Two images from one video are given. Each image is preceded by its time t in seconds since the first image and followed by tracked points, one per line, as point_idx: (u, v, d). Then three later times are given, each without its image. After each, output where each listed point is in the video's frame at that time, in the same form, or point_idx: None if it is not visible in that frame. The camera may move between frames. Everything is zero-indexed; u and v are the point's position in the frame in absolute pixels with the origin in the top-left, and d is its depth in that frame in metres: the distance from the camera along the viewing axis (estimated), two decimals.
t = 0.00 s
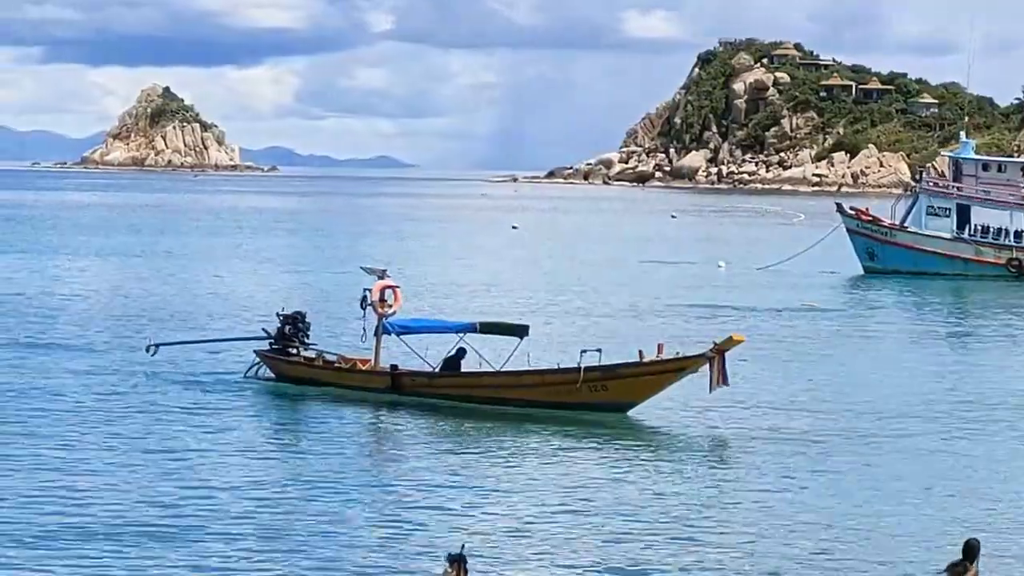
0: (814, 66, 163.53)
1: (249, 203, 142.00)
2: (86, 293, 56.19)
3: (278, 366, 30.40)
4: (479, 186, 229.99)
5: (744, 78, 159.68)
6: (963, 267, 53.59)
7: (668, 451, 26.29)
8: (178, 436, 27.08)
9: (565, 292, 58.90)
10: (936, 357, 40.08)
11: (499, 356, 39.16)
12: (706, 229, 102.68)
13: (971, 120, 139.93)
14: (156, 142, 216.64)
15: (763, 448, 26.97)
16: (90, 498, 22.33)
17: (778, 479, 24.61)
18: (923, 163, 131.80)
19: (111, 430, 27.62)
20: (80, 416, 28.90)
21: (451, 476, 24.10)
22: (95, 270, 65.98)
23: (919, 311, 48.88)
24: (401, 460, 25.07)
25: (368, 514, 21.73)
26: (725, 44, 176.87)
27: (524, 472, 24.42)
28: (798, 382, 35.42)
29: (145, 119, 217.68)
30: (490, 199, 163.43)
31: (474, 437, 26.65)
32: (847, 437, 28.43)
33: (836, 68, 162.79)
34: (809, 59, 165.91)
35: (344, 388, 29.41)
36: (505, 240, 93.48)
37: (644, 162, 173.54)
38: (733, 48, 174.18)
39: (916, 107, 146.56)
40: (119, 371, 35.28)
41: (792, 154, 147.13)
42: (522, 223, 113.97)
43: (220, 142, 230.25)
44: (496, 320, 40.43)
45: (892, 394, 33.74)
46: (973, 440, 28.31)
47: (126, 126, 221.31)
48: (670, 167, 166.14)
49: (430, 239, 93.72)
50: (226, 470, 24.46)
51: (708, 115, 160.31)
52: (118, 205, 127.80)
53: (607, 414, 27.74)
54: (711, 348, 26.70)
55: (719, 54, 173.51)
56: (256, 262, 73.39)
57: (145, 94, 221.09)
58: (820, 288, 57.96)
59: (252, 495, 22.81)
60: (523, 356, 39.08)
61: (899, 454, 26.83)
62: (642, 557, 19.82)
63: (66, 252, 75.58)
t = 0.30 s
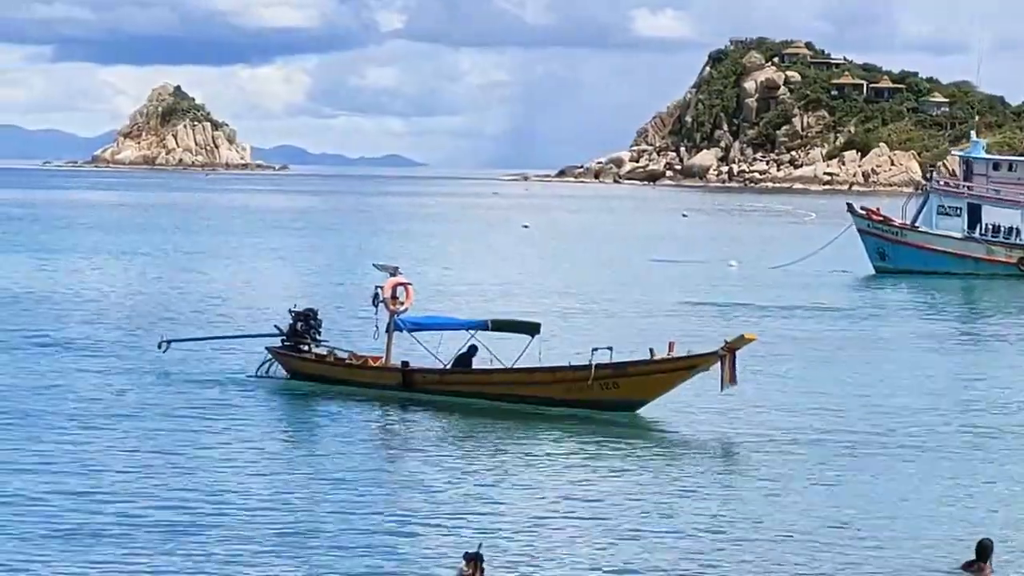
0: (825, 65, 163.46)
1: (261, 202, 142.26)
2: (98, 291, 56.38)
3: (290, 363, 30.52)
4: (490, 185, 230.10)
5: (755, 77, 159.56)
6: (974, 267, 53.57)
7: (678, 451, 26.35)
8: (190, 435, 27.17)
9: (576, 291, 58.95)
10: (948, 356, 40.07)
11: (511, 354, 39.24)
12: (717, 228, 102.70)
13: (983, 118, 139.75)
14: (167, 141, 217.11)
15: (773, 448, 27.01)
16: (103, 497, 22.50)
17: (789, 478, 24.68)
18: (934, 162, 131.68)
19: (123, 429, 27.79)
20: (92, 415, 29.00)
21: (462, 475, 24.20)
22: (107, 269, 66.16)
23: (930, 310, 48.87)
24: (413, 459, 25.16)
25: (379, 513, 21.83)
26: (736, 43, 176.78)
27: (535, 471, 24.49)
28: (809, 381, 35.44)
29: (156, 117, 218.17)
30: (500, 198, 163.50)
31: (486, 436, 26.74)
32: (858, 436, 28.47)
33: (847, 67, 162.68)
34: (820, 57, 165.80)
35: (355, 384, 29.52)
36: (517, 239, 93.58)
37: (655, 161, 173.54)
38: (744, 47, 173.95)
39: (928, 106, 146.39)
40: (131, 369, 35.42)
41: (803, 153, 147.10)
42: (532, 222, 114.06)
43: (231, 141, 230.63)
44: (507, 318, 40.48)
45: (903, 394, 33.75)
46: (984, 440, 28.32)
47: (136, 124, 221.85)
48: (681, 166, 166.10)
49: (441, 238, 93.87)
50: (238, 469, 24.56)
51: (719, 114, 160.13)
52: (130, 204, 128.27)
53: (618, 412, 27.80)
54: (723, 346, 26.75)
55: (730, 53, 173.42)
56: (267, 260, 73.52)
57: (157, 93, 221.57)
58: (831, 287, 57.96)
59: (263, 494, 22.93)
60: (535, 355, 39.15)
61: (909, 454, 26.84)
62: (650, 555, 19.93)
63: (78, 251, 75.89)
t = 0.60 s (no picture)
0: (833, 66, 163.51)
1: (269, 203, 142.46)
2: (107, 293, 56.57)
3: (298, 363, 30.62)
4: (498, 186, 230.24)
5: (763, 78, 159.59)
6: (982, 269, 53.65)
7: (685, 451, 26.43)
8: (200, 436, 27.33)
9: (585, 292, 59.06)
10: (957, 357, 40.19)
11: (519, 355, 39.38)
12: (725, 229, 102.74)
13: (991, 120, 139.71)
14: (174, 143, 217.68)
15: (781, 449, 27.12)
16: (114, 500, 22.55)
17: (799, 479, 24.70)
18: (943, 163, 131.72)
19: (133, 429, 27.98)
20: (102, 416, 29.17)
21: (473, 476, 24.27)
22: (117, 270, 66.37)
23: (938, 311, 48.94)
24: (422, 459, 25.29)
25: (389, 515, 21.88)
26: (744, 44, 176.81)
27: (543, 471, 24.63)
28: (817, 382, 35.60)
29: (164, 119, 218.60)
30: (507, 199, 163.76)
31: (494, 436, 26.83)
32: (865, 437, 28.61)
33: (855, 69, 162.72)
34: (828, 59, 165.79)
35: (363, 384, 29.67)
36: (526, 240, 93.72)
37: (663, 163, 173.64)
38: (751, 48, 173.93)
39: (936, 107, 146.33)
40: (141, 371, 35.58)
41: (811, 155, 147.21)
42: (541, 223, 114.18)
43: (238, 143, 231.10)
44: (515, 319, 40.62)
45: (911, 395, 33.92)
46: (991, 441, 28.41)
47: (145, 126, 222.39)
48: (689, 167, 166.17)
49: (449, 239, 94.04)
50: (247, 469, 24.70)
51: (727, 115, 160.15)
52: (138, 205, 128.64)
53: (626, 412, 27.88)
54: (731, 347, 26.79)
55: (738, 54, 173.46)
56: (276, 262, 73.69)
57: (164, 95, 222.02)
58: (839, 288, 58.02)
59: (274, 496, 22.97)
60: (543, 356, 39.26)
61: (917, 455, 26.96)
62: (659, 555, 20.02)
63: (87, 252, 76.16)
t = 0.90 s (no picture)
0: (838, 69, 163.58)
1: (273, 207, 142.59)
2: (112, 296, 56.67)
3: (304, 367, 30.73)
4: (503, 189, 230.28)
5: (768, 81, 159.61)
6: (986, 272, 53.61)
7: (690, 454, 26.55)
8: (207, 439, 27.43)
9: (590, 296, 59.13)
10: (962, 361, 40.22)
11: (524, 358, 39.43)
12: (730, 232, 102.80)
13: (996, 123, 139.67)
14: (180, 146, 218.39)
15: (785, 452, 27.20)
16: (117, 500, 22.79)
17: (801, 481, 24.85)
18: (948, 167, 131.76)
19: (141, 432, 28.08)
20: (110, 420, 29.26)
21: (476, 477, 24.44)
22: (122, 274, 66.46)
23: (943, 315, 48.96)
24: (428, 462, 25.41)
25: (391, 516, 22.09)
26: (749, 47, 176.86)
27: (549, 473, 24.74)
28: (822, 385, 35.62)
29: (169, 122, 218.91)
30: (513, 202, 163.99)
31: (500, 439, 26.94)
32: (871, 440, 28.64)
33: (860, 72, 162.74)
34: (833, 62, 165.78)
35: (369, 388, 29.73)
36: (531, 244, 93.77)
37: (669, 166, 173.67)
38: (757, 52, 173.85)
39: (941, 110, 146.32)
40: (147, 374, 35.66)
41: (816, 158, 146.78)
42: (546, 226, 114.24)
43: (244, 146, 231.33)
44: (520, 323, 40.69)
45: (916, 398, 33.95)
46: (996, 445, 28.44)
47: (151, 129, 222.69)
48: (695, 171, 166.11)
49: (454, 242, 94.14)
50: (254, 473, 24.81)
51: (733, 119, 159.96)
52: (145, 208, 129.25)
53: (631, 414, 28.00)
54: (736, 348, 26.91)
55: (744, 57, 173.42)
56: (281, 265, 73.76)
57: (170, 98, 222.69)
58: (845, 291, 58.03)
59: (277, 497, 23.20)
60: (548, 358, 39.38)
61: (922, 458, 27.00)
62: (667, 557, 20.12)
63: (93, 255, 76.36)
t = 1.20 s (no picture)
0: (842, 74, 163.47)
1: (278, 212, 142.54)
2: (115, 302, 56.66)
3: (308, 373, 30.77)
4: (507, 194, 230.24)
5: (772, 86, 159.52)
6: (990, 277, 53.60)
7: (694, 458, 26.58)
8: (211, 444, 27.44)
9: (593, 301, 59.09)
10: (966, 366, 40.18)
11: (527, 363, 39.43)
12: (733, 237, 102.70)
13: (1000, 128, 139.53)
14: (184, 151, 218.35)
15: (788, 457, 27.21)
16: (116, 507, 22.68)
17: (805, 487, 24.76)
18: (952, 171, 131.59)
19: (144, 438, 28.09)
20: (114, 425, 29.27)
21: (479, 482, 24.45)
22: (126, 279, 66.46)
23: (947, 320, 48.92)
24: (432, 466, 25.47)
25: (393, 520, 22.09)
26: (753, 52, 176.82)
27: (552, 477, 24.78)
28: (825, 390, 35.61)
29: (173, 127, 219.07)
30: (516, 207, 163.91)
31: (503, 443, 26.99)
32: (875, 445, 28.64)
33: (864, 77, 162.66)
34: (837, 67, 165.65)
35: (373, 394, 29.74)
36: (535, 249, 93.68)
37: (673, 171, 173.56)
38: (761, 56, 173.74)
39: (945, 115, 146.19)
40: (151, 380, 35.68)
41: (820, 163, 146.55)
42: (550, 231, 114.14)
43: (248, 151, 231.27)
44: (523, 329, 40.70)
45: (920, 403, 33.91)
46: (1000, 450, 28.40)
47: (154, 134, 222.76)
48: (698, 176, 166.00)
49: (458, 247, 94.09)
50: (258, 478, 24.82)
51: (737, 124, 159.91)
52: (148, 213, 129.27)
53: (635, 418, 28.04)
54: (739, 351, 26.93)
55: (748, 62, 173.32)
56: (285, 270, 73.73)
57: (174, 103, 222.78)
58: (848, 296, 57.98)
59: (278, 503, 23.08)
60: (551, 364, 39.27)
61: (926, 463, 26.99)
62: (672, 561, 20.15)
63: (96, 261, 76.32)
